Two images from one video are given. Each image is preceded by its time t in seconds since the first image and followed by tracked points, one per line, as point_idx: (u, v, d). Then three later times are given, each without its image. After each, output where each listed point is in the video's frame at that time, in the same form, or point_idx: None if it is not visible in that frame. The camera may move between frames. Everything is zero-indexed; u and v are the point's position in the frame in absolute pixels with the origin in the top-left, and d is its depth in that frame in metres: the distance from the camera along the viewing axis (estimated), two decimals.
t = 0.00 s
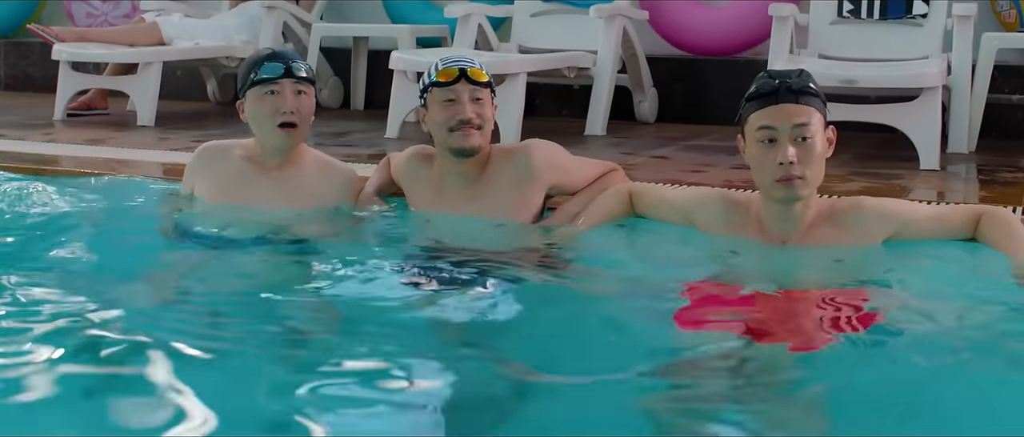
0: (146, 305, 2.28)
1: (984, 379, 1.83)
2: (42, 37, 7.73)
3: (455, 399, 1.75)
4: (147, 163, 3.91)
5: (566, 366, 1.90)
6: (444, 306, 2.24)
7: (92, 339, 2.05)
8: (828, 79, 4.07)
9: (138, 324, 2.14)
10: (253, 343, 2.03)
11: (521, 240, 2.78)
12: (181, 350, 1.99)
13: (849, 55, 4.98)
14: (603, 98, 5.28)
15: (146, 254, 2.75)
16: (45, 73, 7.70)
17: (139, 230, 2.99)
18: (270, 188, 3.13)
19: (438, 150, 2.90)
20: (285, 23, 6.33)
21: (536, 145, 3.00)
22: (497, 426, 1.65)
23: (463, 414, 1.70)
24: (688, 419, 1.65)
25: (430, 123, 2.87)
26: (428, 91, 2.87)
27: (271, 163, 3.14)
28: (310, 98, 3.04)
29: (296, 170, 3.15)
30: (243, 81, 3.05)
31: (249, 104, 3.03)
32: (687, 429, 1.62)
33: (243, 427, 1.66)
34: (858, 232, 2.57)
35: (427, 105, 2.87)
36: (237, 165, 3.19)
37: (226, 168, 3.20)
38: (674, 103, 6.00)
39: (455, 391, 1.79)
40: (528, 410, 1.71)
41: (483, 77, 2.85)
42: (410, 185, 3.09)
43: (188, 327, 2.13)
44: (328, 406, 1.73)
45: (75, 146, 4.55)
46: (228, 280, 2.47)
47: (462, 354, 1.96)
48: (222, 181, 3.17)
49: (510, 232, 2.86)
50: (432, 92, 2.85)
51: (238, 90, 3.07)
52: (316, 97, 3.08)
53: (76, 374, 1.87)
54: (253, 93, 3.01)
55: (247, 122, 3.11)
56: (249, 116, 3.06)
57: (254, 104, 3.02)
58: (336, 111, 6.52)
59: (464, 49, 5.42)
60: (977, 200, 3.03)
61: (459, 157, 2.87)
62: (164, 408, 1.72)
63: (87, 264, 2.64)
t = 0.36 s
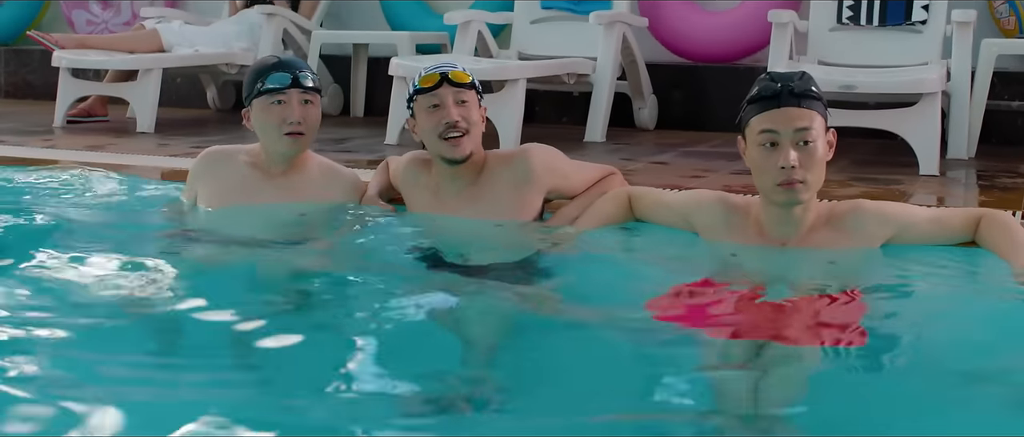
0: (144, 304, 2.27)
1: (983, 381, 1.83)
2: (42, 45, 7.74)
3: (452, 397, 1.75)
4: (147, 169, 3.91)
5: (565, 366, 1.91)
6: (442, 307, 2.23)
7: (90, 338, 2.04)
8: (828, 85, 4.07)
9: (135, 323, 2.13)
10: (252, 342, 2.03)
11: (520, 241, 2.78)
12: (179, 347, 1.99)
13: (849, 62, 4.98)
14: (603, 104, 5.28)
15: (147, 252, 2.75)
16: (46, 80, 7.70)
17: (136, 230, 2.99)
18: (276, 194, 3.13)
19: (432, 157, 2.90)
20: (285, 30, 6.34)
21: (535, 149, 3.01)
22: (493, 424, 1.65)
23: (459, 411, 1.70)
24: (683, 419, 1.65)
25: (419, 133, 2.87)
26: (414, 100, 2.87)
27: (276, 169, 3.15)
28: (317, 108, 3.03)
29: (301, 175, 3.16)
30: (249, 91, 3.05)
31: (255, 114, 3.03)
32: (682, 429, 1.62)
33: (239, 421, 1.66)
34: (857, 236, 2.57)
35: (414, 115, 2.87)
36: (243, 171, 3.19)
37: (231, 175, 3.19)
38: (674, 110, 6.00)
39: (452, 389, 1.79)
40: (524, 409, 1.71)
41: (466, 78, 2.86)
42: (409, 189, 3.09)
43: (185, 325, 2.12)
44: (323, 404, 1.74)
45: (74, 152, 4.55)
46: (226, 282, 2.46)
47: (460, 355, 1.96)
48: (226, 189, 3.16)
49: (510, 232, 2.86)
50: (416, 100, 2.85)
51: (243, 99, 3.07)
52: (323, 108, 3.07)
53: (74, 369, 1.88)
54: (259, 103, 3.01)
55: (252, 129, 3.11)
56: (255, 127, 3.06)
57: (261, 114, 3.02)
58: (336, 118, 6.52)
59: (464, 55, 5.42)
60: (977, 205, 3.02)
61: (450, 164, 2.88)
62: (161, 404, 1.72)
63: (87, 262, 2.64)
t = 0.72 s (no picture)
0: (144, 314, 2.28)
1: (981, 381, 1.83)
2: (43, 51, 7.75)
3: (449, 406, 1.76)
4: (147, 173, 3.91)
5: (564, 372, 1.92)
6: (441, 315, 2.24)
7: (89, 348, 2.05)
8: (828, 89, 4.07)
9: (135, 333, 2.14)
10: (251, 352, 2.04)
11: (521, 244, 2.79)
12: (179, 358, 2.00)
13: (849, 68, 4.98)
14: (603, 110, 5.28)
15: (147, 260, 2.75)
16: (46, 87, 7.70)
17: (136, 237, 3.00)
18: (269, 195, 3.15)
19: (433, 153, 2.90)
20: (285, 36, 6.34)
21: (534, 151, 3.01)
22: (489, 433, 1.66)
23: (456, 421, 1.71)
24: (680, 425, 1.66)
25: (423, 129, 2.87)
26: (417, 98, 2.87)
27: (271, 170, 3.17)
28: (313, 108, 3.06)
29: (296, 176, 3.16)
30: (245, 92, 3.05)
31: (251, 114, 3.03)
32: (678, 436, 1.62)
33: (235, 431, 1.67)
34: (857, 238, 2.57)
35: (418, 110, 2.87)
36: (237, 171, 3.22)
37: (225, 174, 3.23)
38: (674, 117, 6.00)
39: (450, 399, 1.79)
40: (521, 418, 1.72)
41: (468, 77, 2.87)
42: (409, 189, 3.07)
43: (185, 336, 2.13)
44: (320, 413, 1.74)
45: (74, 157, 4.55)
46: (226, 289, 2.46)
47: (460, 362, 1.96)
48: (220, 188, 3.20)
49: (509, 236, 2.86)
50: (421, 96, 2.85)
51: (239, 100, 3.07)
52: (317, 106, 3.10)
53: (74, 380, 1.89)
54: (255, 104, 3.01)
55: (248, 131, 3.11)
56: (251, 126, 3.06)
57: (258, 115, 3.02)
58: (336, 124, 6.52)
59: (464, 61, 5.42)
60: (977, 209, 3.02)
61: (450, 159, 2.88)
62: (160, 415, 1.73)
63: (87, 271, 2.65)
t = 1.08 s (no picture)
0: (141, 308, 2.26)
1: (981, 383, 1.82)
2: (44, 56, 7.76)
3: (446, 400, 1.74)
4: (148, 175, 3.92)
5: (564, 367, 1.92)
6: (441, 312, 2.23)
7: (89, 341, 2.03)
8: (828, 92, 4.07)
9: (133, 326, 2.13)
10: (248, 343, 2.03)
11: (518, 243, 2.79)
12: (177, 352, 1.97)
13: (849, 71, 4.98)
14: (603, 114, 5.27)
15: (144, 257, 2.74)
16: (48, 92, 7.70)
17: (134, 235, 2.99)
18: (267, 196, 3.13)
19: (433, 151, 2.91)
20: (286, 41, 6.35)
21: (534, 150, 3.01)
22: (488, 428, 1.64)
23: (455, 414, 1.68)
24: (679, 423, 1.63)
25: (421, 126, 2.88)
26: (417, 94, 2.87)
27: (270, 169, 3.15)
28: (314, 108, 3.06)
29: (294, 176, 3.17)
30: (245, 90, 3.05)
31: (251, 113, 3.03)
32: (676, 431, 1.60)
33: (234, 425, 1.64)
34: (857, 240, 2.57)
35: (416, 107, 2.88)
36: (236, 172, 3.19)
37: (224, 174, 3.21)
38: (674, 120, 6.00)
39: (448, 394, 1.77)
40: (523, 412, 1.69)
41: (470, 74, 2.87)
42: (409, 187, 3.10)
43: (187, 329, 2.12)
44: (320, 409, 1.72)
45: (75, 160, 4.55)
46: (223, 285, 2.45)
47: (461, 359, 1.95)
48: (219, 188, 3.18)
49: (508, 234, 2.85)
50: (420, 93, 2.85)
51: (239, 99, 3.07)
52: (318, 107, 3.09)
53: (69, 372, 1.87)
54: (256, 102, 3.02)
55: (248, 130, 3.11)
56: (252, 123, 3.07)
57: (259, 113, 3.02)
58: (337, 129, 6.51)
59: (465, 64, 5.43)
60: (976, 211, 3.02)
61: (450, 156, 2.89)
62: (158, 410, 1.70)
63: (85, 267, 2.64)
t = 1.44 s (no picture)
0: (141, 310, 2.27)
1: (979, 381, 1.82)
2: (45, 60, 7.77)
3: (446, 399, 1.73)
4: (148, 177, 3.92)
5: (565, 366, 1.91)
6: (441, 312, 2.23)
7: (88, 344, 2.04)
8: (827, 94, 4.08)
9: (133, 329, 2.13)
10: (249, 345, 2.04)
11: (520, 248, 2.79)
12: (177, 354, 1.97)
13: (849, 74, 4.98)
14: (603, 117, 5.28)
15: (145, 260, 2.75)
16: (49, 95, 7.71)
17: (135, 237, 2.99)
18: (260, 197, 3.15)
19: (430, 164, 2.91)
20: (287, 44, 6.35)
21: (531, 154, 3.02)
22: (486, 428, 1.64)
23: (455, 413, 1.68)
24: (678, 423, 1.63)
25: (416, 140, 2.88)
26: (411, 109, 2.87)
27: (265, 171, 3.16)
28: (310, 109, 3.06)
29: (288, 179, 3.16)
30: (241, 92, 3.05)
31: (247, 115, 3.04)
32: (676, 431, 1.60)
33: (231, 424, 1.64)
34: (857, 239, 2.58)
35: (411, 123, 2.87)
36: (232, 173, 3.22)
37: (221, 176, 3.24)
38: (674, 123, 6.01)
39: (449, 393, 1.77)
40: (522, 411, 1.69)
41: (464, 89, 2.85)
42: (408, 195, 3.09)
43: (186, 331, 2.12)
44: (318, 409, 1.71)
45: (76, 162, 4.56)
46: (224, 287, 2.45)
47: (462, 359, 1.94)
48: (216, 189, 3.21)
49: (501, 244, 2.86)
50: (415, 109, 2.85)
51: (235, 101, 3.07)
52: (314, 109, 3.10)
53: (69, 373, 1.87)
54: (253, 104, 3.02)
55: (245, 132, 3.11)
56: (248, 124, 3.07)
57: (254, 115, 3.03)
58: (337, 131, 6.51)
59: (465, 67, 5.44)
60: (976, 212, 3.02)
61: (448, 171, 2.89)
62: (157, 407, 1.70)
63: (86, 269, 2.65)
